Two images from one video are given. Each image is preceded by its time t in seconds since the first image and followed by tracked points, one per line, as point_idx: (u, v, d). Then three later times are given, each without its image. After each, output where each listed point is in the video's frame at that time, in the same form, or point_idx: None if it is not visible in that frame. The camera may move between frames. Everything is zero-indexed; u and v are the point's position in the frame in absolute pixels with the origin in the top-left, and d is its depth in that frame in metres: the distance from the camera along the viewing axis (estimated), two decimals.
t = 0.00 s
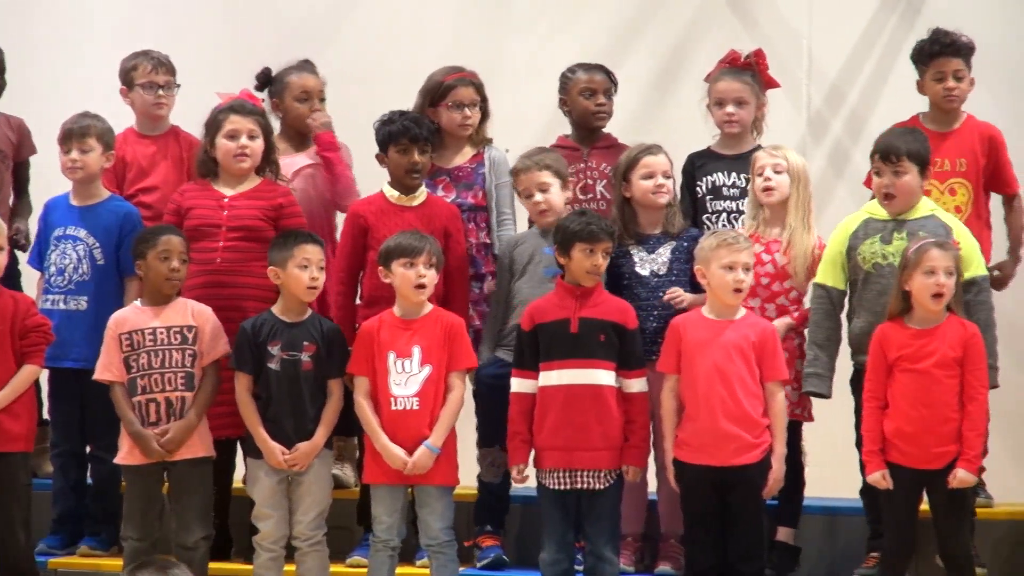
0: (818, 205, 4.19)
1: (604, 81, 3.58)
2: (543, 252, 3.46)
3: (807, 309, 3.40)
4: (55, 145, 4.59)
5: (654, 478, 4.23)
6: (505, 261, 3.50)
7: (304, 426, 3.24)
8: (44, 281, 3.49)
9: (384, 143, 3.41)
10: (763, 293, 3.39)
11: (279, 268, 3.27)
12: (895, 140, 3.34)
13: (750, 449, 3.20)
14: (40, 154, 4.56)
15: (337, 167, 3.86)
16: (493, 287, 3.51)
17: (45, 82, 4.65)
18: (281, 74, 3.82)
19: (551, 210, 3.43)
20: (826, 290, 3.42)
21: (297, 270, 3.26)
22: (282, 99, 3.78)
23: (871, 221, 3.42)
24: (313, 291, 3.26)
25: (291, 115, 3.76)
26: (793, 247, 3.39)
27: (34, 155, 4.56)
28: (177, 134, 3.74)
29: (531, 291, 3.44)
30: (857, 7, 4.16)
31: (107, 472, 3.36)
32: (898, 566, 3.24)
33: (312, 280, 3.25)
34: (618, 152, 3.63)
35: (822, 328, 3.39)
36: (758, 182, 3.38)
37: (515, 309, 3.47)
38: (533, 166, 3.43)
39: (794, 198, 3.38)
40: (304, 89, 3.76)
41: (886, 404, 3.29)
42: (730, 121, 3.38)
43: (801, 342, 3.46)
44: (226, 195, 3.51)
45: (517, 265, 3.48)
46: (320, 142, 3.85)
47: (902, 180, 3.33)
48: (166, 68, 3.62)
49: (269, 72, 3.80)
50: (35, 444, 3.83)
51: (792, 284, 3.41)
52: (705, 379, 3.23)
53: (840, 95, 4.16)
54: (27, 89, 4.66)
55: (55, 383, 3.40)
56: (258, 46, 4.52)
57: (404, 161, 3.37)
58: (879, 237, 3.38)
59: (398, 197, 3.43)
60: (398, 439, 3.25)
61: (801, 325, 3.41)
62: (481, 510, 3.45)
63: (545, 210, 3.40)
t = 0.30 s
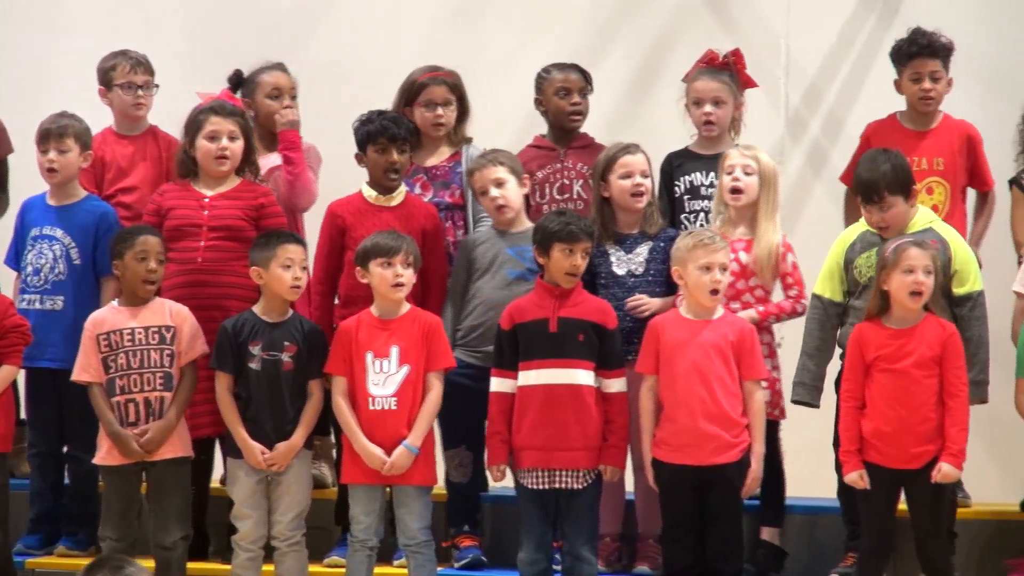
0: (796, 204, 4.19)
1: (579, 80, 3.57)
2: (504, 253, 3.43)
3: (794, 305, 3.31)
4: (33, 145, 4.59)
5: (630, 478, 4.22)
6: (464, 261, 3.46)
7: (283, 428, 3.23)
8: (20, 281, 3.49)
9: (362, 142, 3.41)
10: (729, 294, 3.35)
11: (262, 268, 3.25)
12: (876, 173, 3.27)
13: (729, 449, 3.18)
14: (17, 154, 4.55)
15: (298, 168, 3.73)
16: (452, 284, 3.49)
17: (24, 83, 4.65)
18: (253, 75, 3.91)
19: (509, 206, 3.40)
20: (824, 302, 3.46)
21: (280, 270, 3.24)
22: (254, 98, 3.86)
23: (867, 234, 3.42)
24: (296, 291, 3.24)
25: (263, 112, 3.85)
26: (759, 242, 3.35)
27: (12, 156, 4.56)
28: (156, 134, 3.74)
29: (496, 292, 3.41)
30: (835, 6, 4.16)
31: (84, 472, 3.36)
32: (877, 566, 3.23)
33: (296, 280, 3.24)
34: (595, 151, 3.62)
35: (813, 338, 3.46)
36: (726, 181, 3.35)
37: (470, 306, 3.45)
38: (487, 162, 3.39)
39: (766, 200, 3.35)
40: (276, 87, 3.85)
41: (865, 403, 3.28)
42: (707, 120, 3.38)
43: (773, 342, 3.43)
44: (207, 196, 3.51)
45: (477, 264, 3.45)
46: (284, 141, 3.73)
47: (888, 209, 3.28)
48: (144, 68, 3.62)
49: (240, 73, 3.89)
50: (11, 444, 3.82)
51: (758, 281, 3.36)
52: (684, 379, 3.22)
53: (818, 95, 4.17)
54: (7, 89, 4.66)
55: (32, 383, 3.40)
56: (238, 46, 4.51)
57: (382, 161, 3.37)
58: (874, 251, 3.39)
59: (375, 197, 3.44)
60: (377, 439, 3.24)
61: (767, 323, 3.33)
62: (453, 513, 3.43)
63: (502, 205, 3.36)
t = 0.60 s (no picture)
0: (774, 204, 4.19)
1: (556, 80, 3.57)
2: (476, 253, 3.42)
3: (756, 312, 3.30)
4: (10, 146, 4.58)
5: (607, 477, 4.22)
6: (435, 260, 3.46)
7: (259, 428, 3.23)
8: None
9: (340, 141, 3.41)
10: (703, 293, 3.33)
11: (235, 267, 3.25)
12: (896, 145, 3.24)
13: (708, 448, 3.15)
14: None
15: (277, 169, 3.76)
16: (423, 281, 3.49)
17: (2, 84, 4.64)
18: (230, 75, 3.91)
19: (479, 203, 3.37)
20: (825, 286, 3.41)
21: (253, 270, 3.24)
22: (231, 99, 3.86)
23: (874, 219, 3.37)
24: (270, 290, 3.24)
25: (241, 113, 3.85)
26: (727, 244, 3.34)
27: None
28: (133, 134, 3.74)
29: (463, 290, 3.41)
30: (812, 6, 4.16)
31: (61, 472, 3.36)
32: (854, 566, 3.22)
33: (269, 279, 3.23)
34: (572, 150, 3.62)
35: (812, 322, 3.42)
36: (690, 181, 3.32)
37: (440, 305, 3.45)
38: (459, 159, 3.38)
39: (728, 201, 3.32)
40: (253, 88, 3.86)
41: (843, 403, 3.25)
42: (685, 120, 3.38)
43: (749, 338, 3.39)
44: (187, 196, 3.50)
45: (447, 263, 3.45)
46: (261, 143, 3.75)
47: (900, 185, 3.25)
48: (122, 68, 3.62)
49: (216, 73, 3.88)
50: None
51: (731, 281, 3.34)
52: (662, 378, 3.18)
53: (795, 94, 4.16)
54: None
55: (8, 383, 3.40)
56: (217, 46, 4.51)
57: (359, 160, 3.38)
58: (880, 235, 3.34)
59: (353, 196, 3.45)
60: (354, 440, 3.24)
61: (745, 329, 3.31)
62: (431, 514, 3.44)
63: (473, 201, 3.33)
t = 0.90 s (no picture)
0: (754, 203, 4.20)
1: (537, 80, 3.57)
2: (464, 253, 3.41)
3: (740, 295, 3.30)
4: None
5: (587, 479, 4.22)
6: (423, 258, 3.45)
7: (236, 427, 3.24)
8: None
9: (321, 142, 3.40)
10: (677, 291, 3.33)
11: (209, 268, 3.25)
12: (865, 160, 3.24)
13: (688, 448, 3.09)
14: None
15: (268, 167, 3.74)
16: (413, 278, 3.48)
17: None
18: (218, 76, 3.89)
19: (478, 204, 3.35)
20: (797, 292, 3.40)
21: (226, 271, 3.24)
22: (220, 100, 3.84)
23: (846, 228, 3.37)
24: (243, 291, 3.24)
25: (231, 115, 3.84)
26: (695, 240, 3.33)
27: None
28: (115, 134, 3.75)
29: (447, 288, 3.40)
30: (791, 6, 4.17)
31: (41, 472, 3.37)
32: (835, 566, 3.20)
33: (243, 279, 3.23)
34: (553, 150, 3.62)
35: (787, 329, 3.40)
36: (658, 185, 3.31)
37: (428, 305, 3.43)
38: (467, 156, 3.34)
39: (694, 202, 3.33)
40: (243, 90, 3.83)
41: (823, 403, 3.24)
42: (665, 121, 3.38)
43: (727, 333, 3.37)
44: (169, 196, 3.50)
45: (434, 262, 3.43)
46: (251, 140, 3.74)
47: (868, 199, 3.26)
48: (103, 69, 3.63)
49: (204, 74, 3.86)
50: None
51: (703, 275, 3.34)
52: (642, 378, 3.12)
53: (775, 95, 4.17)
54: None
55: None
56: (199, 47, 4.51)
57: (340, 161, 3.37)
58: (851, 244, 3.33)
59: (335, 196, 3.44)
60: (333, 440, 3.24)
61: (718, 313, 3.30)
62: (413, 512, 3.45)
63: (472, 202, 3.32)
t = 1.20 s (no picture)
0: (734, 202, 4.20)
1: (519, 80, 3.57)
2: (456, 252, 3.38)
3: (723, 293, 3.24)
4: None
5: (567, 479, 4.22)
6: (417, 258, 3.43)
7: (215, 427, 3.24)
8: None
9: (301, 141, 3.39)
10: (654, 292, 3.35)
11: (182, 268, 3.25)
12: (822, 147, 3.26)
13: (668, 447, 3.05)
14: None
15: (259, 167, 3.72)
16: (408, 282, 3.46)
17: None
18: (209, 78, 3.88)
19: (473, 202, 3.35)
20: (757, 295, 3.41)
21: (201, 271, 3.24)
22: (213, 101, 3.84)
23: (797, 223, 3.39)
24: (218, 290, 3.25)
25: (223, 116, 3.84)
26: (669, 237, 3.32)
27: None
28: (93, 134, 3.77)
29: (441, 289, 3.38)
30: (771, 6, 4.16)
31: (20, 473, 3.37)
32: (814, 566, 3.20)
33: (217, 279, 3.23)
34: (534, 150, 3.62)
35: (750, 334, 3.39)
36: (635, 187, 3.30)
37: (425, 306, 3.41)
38: (462, 155, 3.35)
39: (671, 202, 3.31)
40: (236, 91, 3.83)
41: (803, 403, 3.24)
42: (646, 121, 3.37)
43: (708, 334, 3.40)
44: (148, 196, 3.49)
45: (428, 264, 3.41)
46: (241, 140, 3.72)
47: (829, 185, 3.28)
48: (81, 69, 3.62)
49: (195, 77, 3.85)
50: None
51: (682, 276, 3.34)
52: (620, 378, 3.08)
53: (755, 95, 4.17)
54: None
55: None
56: (180, 46, 4.50)
57: (320, 161, 3.36)
58: (804, 239, 3.35)
59: (315, 196, 3.42)
60: (312, 440, 3.23)
61: (696, 313, 3.27)
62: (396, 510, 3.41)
63: (470, 200, 3.31)
